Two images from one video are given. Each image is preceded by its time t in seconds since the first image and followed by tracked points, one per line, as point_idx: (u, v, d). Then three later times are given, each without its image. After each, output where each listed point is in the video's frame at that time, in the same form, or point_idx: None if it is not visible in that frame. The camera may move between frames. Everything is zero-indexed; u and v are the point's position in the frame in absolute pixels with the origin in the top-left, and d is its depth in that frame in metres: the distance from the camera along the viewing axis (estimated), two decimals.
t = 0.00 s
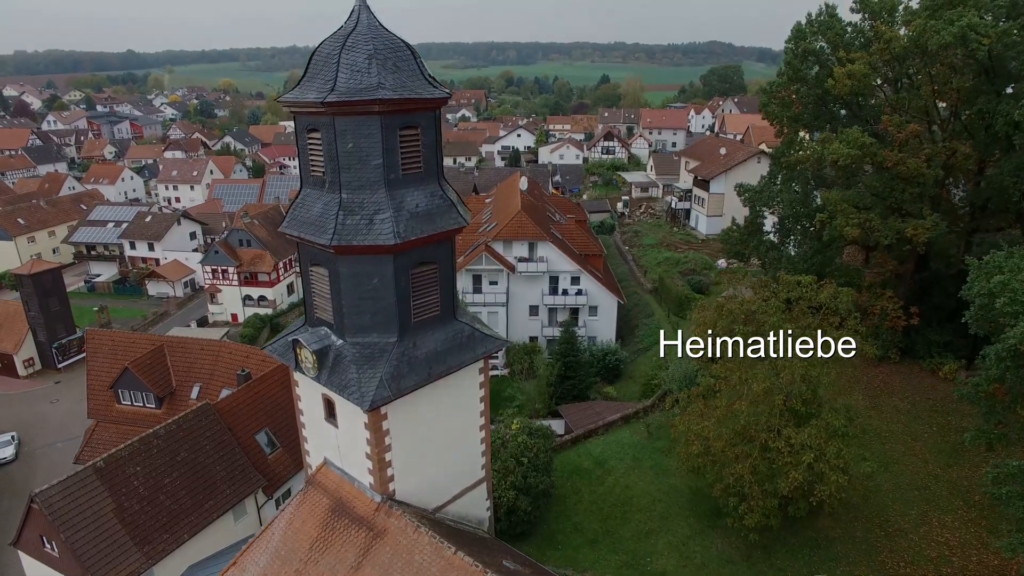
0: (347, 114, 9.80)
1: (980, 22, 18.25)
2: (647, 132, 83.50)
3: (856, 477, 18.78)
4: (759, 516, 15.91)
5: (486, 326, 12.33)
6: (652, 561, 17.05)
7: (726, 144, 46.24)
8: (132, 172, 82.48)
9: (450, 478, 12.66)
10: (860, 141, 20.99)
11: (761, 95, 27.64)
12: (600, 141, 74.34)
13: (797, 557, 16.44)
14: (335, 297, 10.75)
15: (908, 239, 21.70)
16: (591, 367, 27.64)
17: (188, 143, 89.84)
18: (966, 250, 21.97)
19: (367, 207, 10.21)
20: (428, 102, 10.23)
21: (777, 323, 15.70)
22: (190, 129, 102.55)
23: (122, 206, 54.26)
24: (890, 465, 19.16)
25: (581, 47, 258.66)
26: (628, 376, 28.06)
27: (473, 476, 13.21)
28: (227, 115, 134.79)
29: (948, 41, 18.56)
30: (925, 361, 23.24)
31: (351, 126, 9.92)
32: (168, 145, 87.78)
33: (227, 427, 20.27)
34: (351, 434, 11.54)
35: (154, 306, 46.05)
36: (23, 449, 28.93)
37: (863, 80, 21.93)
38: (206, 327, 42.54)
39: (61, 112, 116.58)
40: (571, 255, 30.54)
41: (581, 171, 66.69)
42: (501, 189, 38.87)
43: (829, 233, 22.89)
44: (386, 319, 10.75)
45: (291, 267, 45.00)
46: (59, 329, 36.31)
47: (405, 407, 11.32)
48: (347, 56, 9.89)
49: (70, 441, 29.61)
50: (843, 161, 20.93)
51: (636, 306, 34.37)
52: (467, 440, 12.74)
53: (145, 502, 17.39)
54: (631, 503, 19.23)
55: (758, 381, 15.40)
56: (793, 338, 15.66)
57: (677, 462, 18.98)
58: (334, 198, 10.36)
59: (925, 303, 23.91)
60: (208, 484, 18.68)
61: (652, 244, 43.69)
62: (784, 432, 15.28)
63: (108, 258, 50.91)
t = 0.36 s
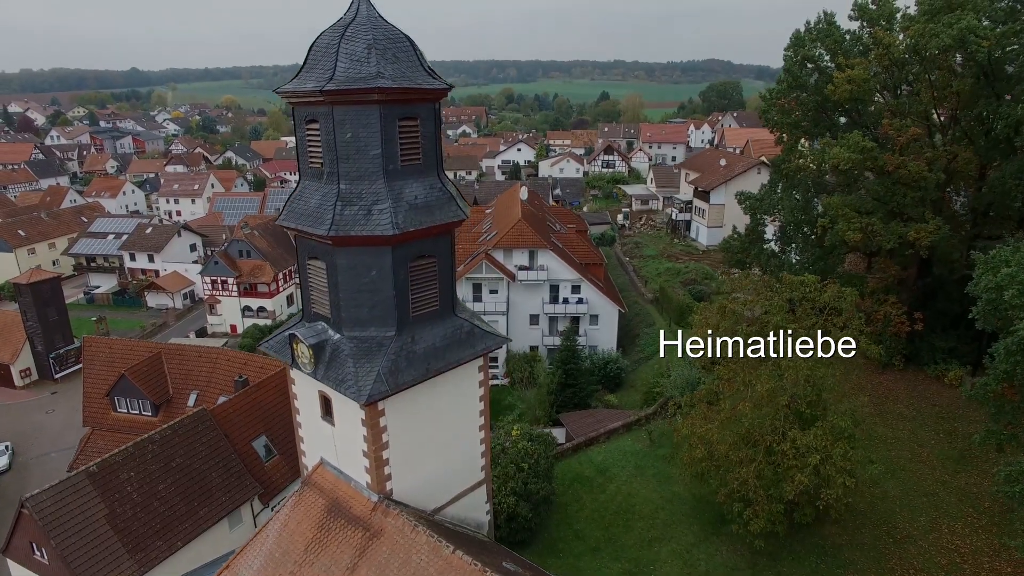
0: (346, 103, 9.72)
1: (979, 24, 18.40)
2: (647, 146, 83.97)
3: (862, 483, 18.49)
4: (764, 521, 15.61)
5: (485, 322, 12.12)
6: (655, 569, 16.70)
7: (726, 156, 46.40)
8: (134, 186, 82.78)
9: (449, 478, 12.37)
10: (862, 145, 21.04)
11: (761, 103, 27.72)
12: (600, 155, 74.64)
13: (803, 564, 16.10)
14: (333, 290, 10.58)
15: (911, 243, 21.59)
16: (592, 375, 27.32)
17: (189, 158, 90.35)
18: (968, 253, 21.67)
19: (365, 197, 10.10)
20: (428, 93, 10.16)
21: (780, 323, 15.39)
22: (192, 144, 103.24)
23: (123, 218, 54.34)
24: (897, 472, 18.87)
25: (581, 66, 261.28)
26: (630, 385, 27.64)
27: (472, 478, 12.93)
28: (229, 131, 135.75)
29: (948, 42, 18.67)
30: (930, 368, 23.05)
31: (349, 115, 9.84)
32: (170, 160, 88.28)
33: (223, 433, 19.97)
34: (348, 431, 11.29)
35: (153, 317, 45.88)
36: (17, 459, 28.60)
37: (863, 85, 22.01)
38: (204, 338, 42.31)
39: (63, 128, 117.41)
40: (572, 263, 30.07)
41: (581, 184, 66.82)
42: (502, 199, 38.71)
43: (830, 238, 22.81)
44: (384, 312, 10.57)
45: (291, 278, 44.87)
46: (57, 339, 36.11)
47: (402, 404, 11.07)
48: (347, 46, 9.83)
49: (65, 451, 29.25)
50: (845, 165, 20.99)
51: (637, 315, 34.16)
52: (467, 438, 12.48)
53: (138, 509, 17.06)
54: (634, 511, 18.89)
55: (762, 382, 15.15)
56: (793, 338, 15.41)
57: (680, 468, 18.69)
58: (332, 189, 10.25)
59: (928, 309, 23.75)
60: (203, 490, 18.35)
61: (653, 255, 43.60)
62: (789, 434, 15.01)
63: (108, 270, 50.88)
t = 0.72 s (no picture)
0: (344, 84, 9.65)
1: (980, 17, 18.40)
2: (647, 152, 84.20)
3: (867, 481, 18.25)
4: (768, 518, 15.37)
5: (485, 311, 11.97)
6: (657, 567, 16.45)
7: (726, 159, 46.43)
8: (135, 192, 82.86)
9: (448, 470, 12.16)
10: (862, 141, 21.10)
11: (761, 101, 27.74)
12: (601, 161, 74.44)
13: (808, 561, 15.85)
14: (330, 274, 10.47)
15: (913, 240, 21.51)
16: (593, 375, 27.08)
17: (190, 164, 90.66)
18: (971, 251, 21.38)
19: (363, 179, 10.02)
20: (426, 75, 10.08)
21: (783, 315, 14.98)
22: (193, 151, 103.55)
23: (123, 223, 54.35)
24: (902, 469, 18.65)
25: (581, 75, 262.58)
26: (631, 385, 27.37)
27: (472, 470, 12.72)
28: (230, 139, 136.22)
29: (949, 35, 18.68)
30: (934, 367, 22.90)
31: (347, 97, 9.76)
32: (171, 166, 88.49)
33: (220, 430, 19.75)
34: (345, 419, 11.11)
35: (152, 320, 45.72)
36: (12, 461, 28.34)
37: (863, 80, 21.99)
38: (203, 342, 42.16)
39: (65, 135, 117.84)
40: (572, 264, 29.94)
41: (581, 189, 66.86)
42: (502, 201, 38.61)
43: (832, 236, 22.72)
44: (382, 297, 10.43)
45: (290, 282, 44.77)
46: (55, 341, 35.96)
47: (400, 390, 10.86)
48: (345, 27, 9.75)
49: (61, 453, 29.03)
50: (846, 161, 21.04)
51: (638, 316, 34.03)
52: (466, 428, 12.27)
53: (133, 506, 16.83)
54: (635, 509, 18.65)
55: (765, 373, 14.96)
56: (793, 338, 15.13)
57: (682, 465, 18.48)
58: (330, 171, 10.17)
59: (931, 307, 23.64)
60: (198, 488, 18.11)
61: (653, 257, 43.49)
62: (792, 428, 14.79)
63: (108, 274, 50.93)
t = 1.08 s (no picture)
0: (342, 60, 9.55)
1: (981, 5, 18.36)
2: (647, 152, 84.30)
3: (869, 473, 18.12)
4: (770, 507, 15.21)
5: (485, 294, 11.85)
6: (658, 558, 16.28)
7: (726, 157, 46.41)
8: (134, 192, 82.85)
9: (447, 454, 12.03)
10: (863, 132, 21.17)
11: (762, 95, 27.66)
12: (600, 160, 75.40)
13: (810, 551, 15.70)
14: (328, 253, 10.36)
15: (914, 231, 21.40)
16: (594, 369, 26.89)
17: (190, 165, 90.79)
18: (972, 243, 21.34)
19: (361, 156, 9.93)
20: (425, 53, 9.98)
21: (784, 300, 14.85)
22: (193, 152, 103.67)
23: (122, 221, 54.30)
24: (904, 461, 18.50)
25: (581, 77, 263.08)
26: (632, 379, 27.19)
27: (471, 456, 12.59)
28: (230, 140, 136.42)
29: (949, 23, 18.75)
30: (935, 360, 22.81)
31: (345, 73, 9.67)
32: (171, 167, 88.57)
33: (217, 422, 19.60)
34: (342, 402, 10.98)
35: (151, 318, 45.59)
36: (9, 456, 28.18)
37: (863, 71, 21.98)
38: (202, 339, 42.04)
39: (65, 136, 117.98)
40: (573, 258, 29.79)
41: (581, 188, 66.85)
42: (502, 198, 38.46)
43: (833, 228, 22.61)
44: (380, 276, 10.32)
45: (289, 279, 44.64)
46: (53, 338, 35.85)
47: (399, 371, 10.73)
48: (343, 2, 9.65)
49: (59, 449, 28.89)
50: (847, 151, 21.04)
51: (638, 312, 33.87)
52: (465, 410, 12.13)
53: (129, 496, 16.67)
54: (636, 501, 18.48)
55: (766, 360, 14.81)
56: (793, 338, 14.86)
57: (683, 457, 18.33)
58: (327, 149, 10.07)
59: (933, 299, 23.55)
60: (196, 479, 17.96)
61: (654, 254, 43.37)
62: (794, 415, 14.62)
63: (107, 272, 50.92)
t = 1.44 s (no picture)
0: (340, 28, 9.43)
1: None
2: (647, 149, 84.37)
3: (871, 460, 17.98)
4: (773, 492, 15.06)
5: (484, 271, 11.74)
6: (660, 544, 16.13)
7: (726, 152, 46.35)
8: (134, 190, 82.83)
9: (446, 434, 11.89)
10: (865, 119, 21.10)
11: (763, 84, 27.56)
12: (600, 158, 75.70)
13: (813, 537, 15.55)
14: (325, 226, 10.27)
15: (916, 218, 21.30)
16: (595, 360, 26.72)
17: (189, 163, 90.87)
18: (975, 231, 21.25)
19: (359, 127, 9.82)
20: (424, 24, 9.85)
21: (785, 282, 14.79)
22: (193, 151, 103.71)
23: (121, 217, 54.22)
24: (907, 449, 18.36)
25: (581, 78, 263.45)
26: (633, 370, 27.05)
27: (471, 437, 12.46)
28: (230, 139, 136.52)
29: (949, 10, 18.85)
30: (938, 350, 22.69)
31: (343, 42, 9.56)
32: (171, 165, 88.62)
33: (215, 410, 19.46)
34: (339, 379, 10.85)
35: (150, 314, 45.45)
36: (6, 449, 28.03)
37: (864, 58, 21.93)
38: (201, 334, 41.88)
39: (65, 135, 118.06)
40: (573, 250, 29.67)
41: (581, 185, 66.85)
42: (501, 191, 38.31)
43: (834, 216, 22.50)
44: (378, 250, 10.21)
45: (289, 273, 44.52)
46: (51, 332, 35.74)
47: (398, 347, 10.59)
48: None
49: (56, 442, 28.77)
50: (848, 138, 20.98)
51: (638, 304, 33.73)
52: (464, 388, 11.98)
53: (126, 483, 16.53)
54: (637, 489, 18.33)
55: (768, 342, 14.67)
56: (793, 338, 14.67)
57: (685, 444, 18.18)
58: (325, 120, 9.95)
59: (935, 288, 23.45)
60: (193, 466, 17.82)
61: (654, 249, 43.26)
62: (797, 398, 14.48)
63: (106, 268, 50.83)
